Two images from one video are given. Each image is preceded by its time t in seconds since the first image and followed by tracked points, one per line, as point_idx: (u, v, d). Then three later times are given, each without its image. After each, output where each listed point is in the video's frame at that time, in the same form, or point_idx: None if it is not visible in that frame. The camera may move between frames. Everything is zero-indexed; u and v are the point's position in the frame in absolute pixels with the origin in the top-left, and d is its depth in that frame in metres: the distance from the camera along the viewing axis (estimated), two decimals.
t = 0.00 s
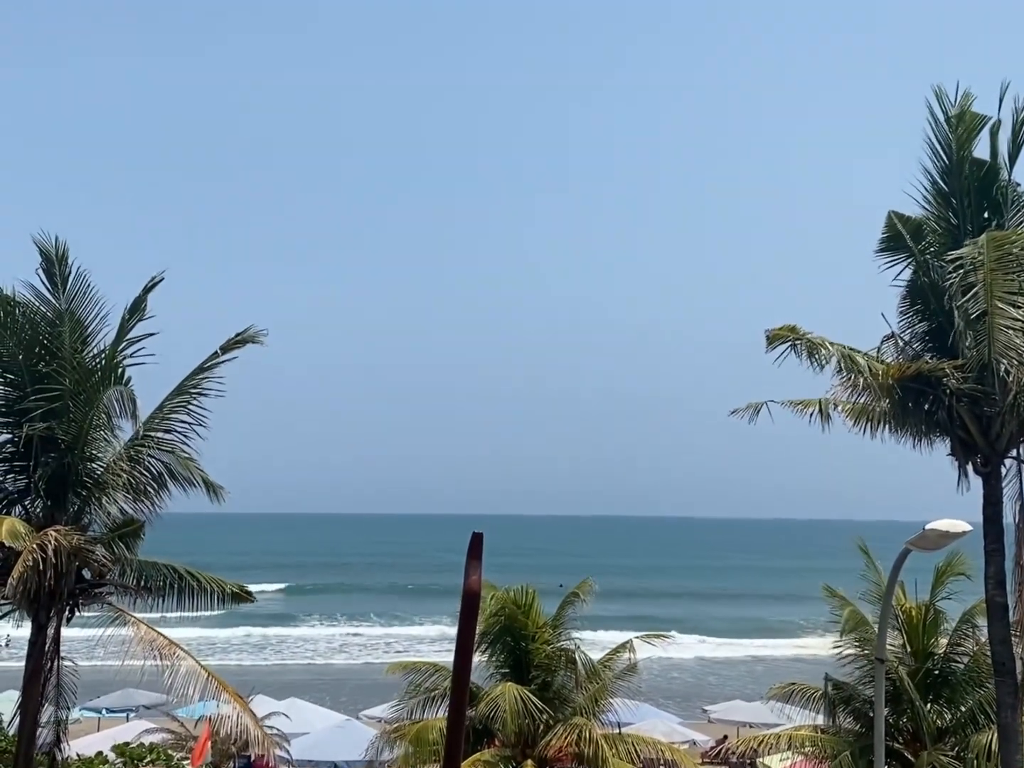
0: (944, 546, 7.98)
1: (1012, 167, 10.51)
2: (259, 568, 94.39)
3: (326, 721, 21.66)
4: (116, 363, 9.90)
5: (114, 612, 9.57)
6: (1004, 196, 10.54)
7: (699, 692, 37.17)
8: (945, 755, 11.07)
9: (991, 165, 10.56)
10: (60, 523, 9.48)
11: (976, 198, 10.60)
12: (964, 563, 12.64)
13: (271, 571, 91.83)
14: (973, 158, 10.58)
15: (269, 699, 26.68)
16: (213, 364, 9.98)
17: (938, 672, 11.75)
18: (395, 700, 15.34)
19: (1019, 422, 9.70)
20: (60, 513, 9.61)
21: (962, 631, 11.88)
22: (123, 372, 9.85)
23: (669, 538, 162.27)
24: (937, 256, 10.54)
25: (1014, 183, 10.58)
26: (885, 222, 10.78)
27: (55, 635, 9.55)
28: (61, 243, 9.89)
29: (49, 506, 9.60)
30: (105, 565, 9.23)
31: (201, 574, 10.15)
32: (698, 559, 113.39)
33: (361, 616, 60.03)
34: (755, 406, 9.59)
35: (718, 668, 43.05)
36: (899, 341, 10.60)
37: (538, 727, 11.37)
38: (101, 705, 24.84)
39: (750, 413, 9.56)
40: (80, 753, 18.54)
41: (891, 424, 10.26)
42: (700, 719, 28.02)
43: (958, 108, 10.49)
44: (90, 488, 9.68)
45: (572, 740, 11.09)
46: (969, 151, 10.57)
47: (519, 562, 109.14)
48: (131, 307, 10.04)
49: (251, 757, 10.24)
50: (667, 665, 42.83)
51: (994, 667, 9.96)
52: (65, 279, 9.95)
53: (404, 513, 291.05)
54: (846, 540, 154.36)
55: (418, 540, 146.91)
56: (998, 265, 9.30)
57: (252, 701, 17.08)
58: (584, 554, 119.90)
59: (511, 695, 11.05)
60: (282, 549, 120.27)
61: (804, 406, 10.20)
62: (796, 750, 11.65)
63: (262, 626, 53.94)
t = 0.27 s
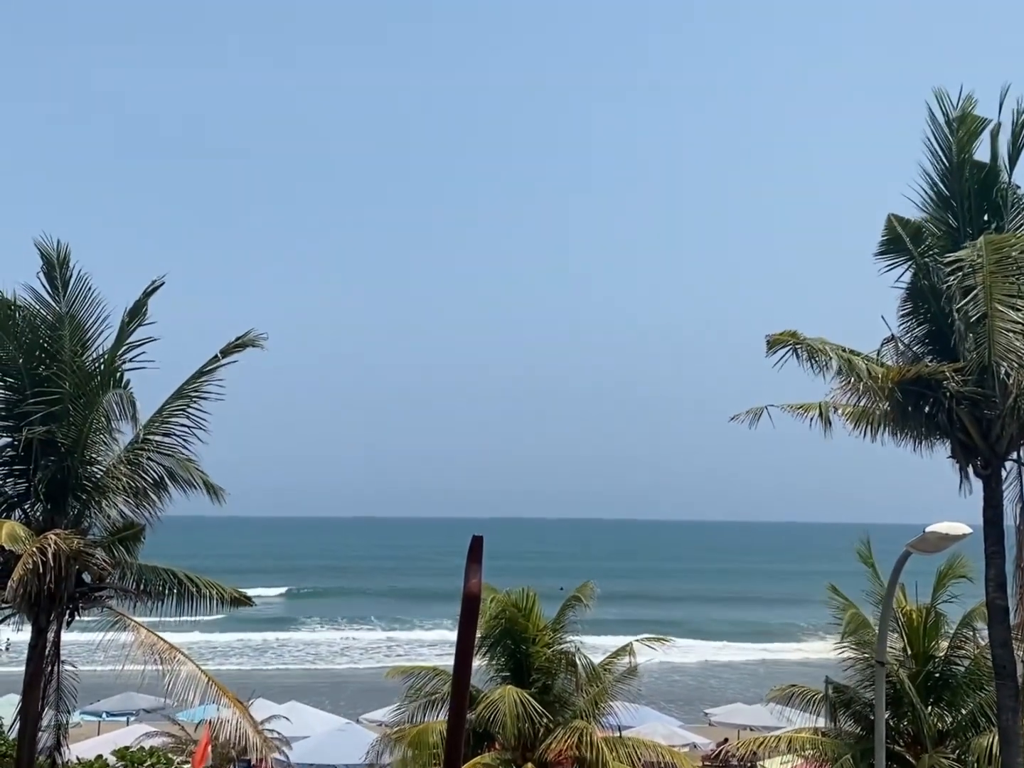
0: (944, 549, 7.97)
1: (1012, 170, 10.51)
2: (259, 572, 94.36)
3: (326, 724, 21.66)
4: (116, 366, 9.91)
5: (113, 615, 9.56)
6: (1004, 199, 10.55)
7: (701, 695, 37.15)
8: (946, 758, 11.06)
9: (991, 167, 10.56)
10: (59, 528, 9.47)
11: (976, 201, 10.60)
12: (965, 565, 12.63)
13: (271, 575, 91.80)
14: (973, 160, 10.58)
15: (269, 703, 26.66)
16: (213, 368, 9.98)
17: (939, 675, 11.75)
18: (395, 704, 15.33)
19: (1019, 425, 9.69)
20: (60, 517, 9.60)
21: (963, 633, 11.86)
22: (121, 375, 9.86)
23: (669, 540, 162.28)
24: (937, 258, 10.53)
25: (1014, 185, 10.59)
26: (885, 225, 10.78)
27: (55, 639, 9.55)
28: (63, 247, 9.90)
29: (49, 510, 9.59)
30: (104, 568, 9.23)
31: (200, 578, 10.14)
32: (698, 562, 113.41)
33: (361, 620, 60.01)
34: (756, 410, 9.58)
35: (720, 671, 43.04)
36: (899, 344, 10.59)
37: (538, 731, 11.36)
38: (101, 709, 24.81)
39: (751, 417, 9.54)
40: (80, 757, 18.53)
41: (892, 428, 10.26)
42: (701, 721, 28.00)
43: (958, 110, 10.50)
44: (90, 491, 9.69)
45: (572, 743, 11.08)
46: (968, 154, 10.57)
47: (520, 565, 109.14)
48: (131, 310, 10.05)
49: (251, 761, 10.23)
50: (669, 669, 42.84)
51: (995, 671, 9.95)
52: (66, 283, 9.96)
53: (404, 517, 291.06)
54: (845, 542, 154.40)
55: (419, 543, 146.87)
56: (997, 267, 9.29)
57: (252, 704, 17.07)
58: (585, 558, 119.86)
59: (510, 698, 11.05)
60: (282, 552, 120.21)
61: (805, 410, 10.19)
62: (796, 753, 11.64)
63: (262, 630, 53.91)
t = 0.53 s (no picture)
0: (944, 552, 7.98)
1: (1012, 173, 10.52)
2: (260, 575, 94.32)
3: (325, 727, 21.66)
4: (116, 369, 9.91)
5: (113, 618, 9.55)
6: (1004, 201, 10.55)
7: (701, 698, 37.13)
8: (946, 761, 11.05)
9: (991, 170, 10.57)
10: (59, 530, 9.47)
11: (976, 203, 10.61)
12: (965, 568, 12.63)
13: (272, 577, 91.84)
14: (973, 163, 10.59)
15: (268, 706, 26.67)
16: (214, 370, 9.99)
17: (939, 677, 11.74)
18: (395, 707, 15.32)
19: (1019, 428, 9.69)
20: (60, 520, 9.59)
21: (963, 636, 11.85)
22: (122, 378, 9.86)
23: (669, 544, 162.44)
24: (937, 260, 10.54)
25: (1014, 188, 10.59)
26: (885, 227, 10.79)
27: (55, 642, 9.54)
28: (64, 250, 9.90)
29: (49, 512, 9.59)
30: (104, 571, 9.23)
31: (200, 581, 10.13)
32: (698, 565, 113.44)
33: (361, 623, 59.99)
34: (755, 413, 9.59)
35: (720, 674, 43.03)
36: (899, 347, 10.59)
37: (538, 734, 11.36)
38: (101, 712, 24.81)
39: (751, 420, 9.54)
40: (79, 760, 18.51)
41: (892, 430, 10.26)
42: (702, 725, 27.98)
43: (958, 113, 10.52)
44: (90, 494, 9.68)
45: (572, 746, 11.06)
46: (968, 157, 10.58)
47: (521, 568, 109.14)
48: (132, 313, 10.05)
49: (251, 763, 10.23)
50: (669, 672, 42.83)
51: (995, 673, 9.95)
52: (67, 286, 9.96)
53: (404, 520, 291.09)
54: (845, 545, 154.52)
55: (419, 546, 146.88)
56: (997, 271, 9.29)
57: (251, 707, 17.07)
58: (585, 560, 119.90)
59: (510, 701, 11.04)
60: (283, 554, 120.15)
61: (804, 412, 10.19)
62: (796, 756, 11.63)
63: (262, 633, 53.89)
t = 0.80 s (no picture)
0: (944, 554, 7.97)
1: (1012, 175, 10.52)
2: (260, 576, 94.28)
3: (325, 729, 21.66)
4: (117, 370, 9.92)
5: (113, 620, 9.55)
6: (1004, 203, 10.55)
7: (702, 701, 37.14)
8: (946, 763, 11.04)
9: (992, 172, 10.58)
10: (59, 532, 9.46)
11: (976, 206, 10.61)
12: (965, 571, 12.63)
13: (272, 579, 91.92)
14: (973, 165, 10.60)
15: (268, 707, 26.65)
16: (214, 372, 9.99)
17: (938, 680, 11.73)
18: (394, 709, 15.32)
19: (1019, 430, 9.70)
20: (59, 521, 9.58)
21: (963, 638, 11.85)
22: (123, 380, 9.87)
23: (670, 546, 162.23)
24: (937, 263, 10.55)
25: (1014, 190, 10.59)
26: (885, 229, 10.80)
27: (55, 643, 9.54)
28: (67, 252, 9.91)
29: (49, 514, 9.59)
30: (104, 572, 9.22)
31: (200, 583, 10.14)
32: (698, 567, 113.33)
33: (361, 625, 59.95)
34: (754, 414, 9.60)
35: (720, 676, 43.05)
36: (899, 349, 10.59)
37: (538, 736, 11.36)
38: (101, 713, 24.83)
39: (750, 421, 9.54)
40: (79, 761, 18.51)
41: (891, 432, 10.26)
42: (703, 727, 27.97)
43: (958, 116, 10.53)
44: (90, 496, 9.67)
45: (572, 749, 11.06)
46: (968, 160, 10.59)
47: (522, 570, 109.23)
48: (133, 315, 10.06)
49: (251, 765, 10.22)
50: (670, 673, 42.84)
51: (994, 675, 9.95)
52: (69, 287, 9.96)
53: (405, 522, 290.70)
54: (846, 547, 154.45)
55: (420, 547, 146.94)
56: (997, 273, 9.30)
57: (251, 710, 17.06)
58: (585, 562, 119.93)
59: (511, 703, 11.04)
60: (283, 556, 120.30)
61: (804, 414, 10.20)
62: (796, 757, 11.63)
63: (262, 635, 53.86)
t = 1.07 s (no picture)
0: (946, 555, 7.95)
1: (1013, 176, 10.52)
2: (260, 576, 94.22)
3: (326, 730, 21.66)
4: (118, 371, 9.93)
5: (114, 621, 9.55)
6: (1005, 205, 10.54)
7: (702, 701, 37.17)
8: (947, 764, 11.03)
9: (992, 174, 10.57)
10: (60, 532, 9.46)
11: (977, 207, 10.60)
12: (966, 572, 12.63)
13: (274, 579, 92.03)
14: (973, 167, 10.60)
15: (269, 708, 26.64)
16: (215, 373, 9.99)
17: (939, 682, 11.72)
18: (395, 710, 15.33)
19: (1020, 432, 9.69)
20: (60, 522, 9.58)
21: (964, 640, 11.85)
22: (124, 380, 9.87)
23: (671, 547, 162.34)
24: (938, 265, 10.55)
25: (1015, 191, 10.58)
26: (886, 230, 10.80)
27: (55, 643, 9.55)
28: (70, 252, 9.91)
29: (50, 515, 9.58)
30: (104, 573, 9.21)
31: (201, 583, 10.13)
32: (699, 568, 113.25)
33: (361, 626, 59.92)
34: (755, 415, 9.59)
35: (720, 677, 43.09)
36: (900, 350, 10.59)
37: (538, 737, 11.36)
38: (101, 713, 24.85)
39: (752, 422, 9.53)
40: (79, 761, 18.51)
41: (893, 433, 10.25)
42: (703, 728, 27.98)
43: (959, 117, 10.51)
44: (91, 497, 9.67)
45: (573, 750, 11.04)
46: (969, 161, 10.58)
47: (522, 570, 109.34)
48: (134, 315, 10.06)
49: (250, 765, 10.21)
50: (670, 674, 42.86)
51: (995, 677, 9.94)
52: (71, 287, 9.97)
53: (406, 522, 290.61)
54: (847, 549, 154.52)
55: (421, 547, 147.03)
56: (999, 275, 9.29)
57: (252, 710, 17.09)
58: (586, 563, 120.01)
59: (511, 704, 11.04)
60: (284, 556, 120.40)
61: (805, 416, 10.19)
62: (796, 759, 11.62)
63: (262, 636, 53.85)
